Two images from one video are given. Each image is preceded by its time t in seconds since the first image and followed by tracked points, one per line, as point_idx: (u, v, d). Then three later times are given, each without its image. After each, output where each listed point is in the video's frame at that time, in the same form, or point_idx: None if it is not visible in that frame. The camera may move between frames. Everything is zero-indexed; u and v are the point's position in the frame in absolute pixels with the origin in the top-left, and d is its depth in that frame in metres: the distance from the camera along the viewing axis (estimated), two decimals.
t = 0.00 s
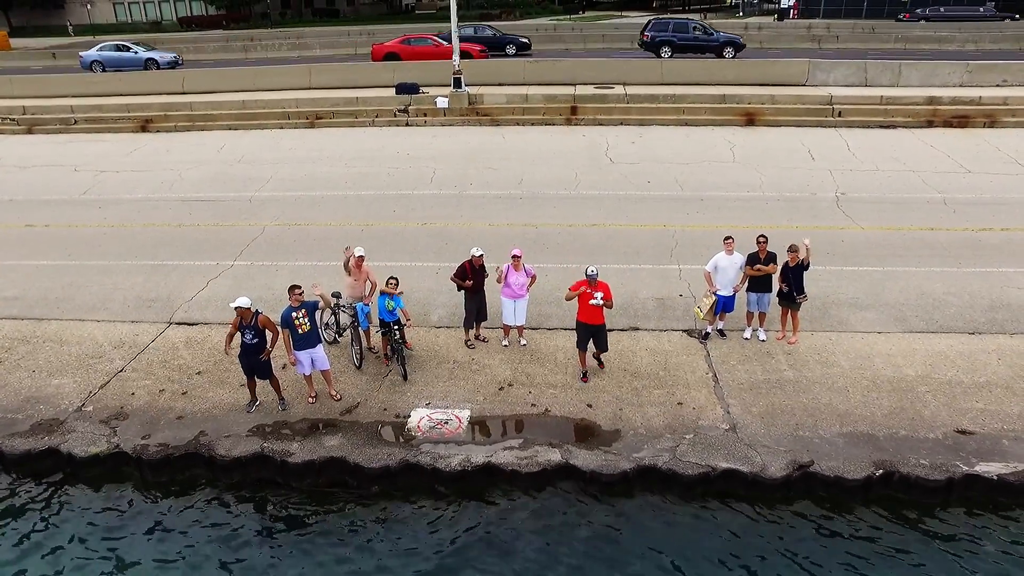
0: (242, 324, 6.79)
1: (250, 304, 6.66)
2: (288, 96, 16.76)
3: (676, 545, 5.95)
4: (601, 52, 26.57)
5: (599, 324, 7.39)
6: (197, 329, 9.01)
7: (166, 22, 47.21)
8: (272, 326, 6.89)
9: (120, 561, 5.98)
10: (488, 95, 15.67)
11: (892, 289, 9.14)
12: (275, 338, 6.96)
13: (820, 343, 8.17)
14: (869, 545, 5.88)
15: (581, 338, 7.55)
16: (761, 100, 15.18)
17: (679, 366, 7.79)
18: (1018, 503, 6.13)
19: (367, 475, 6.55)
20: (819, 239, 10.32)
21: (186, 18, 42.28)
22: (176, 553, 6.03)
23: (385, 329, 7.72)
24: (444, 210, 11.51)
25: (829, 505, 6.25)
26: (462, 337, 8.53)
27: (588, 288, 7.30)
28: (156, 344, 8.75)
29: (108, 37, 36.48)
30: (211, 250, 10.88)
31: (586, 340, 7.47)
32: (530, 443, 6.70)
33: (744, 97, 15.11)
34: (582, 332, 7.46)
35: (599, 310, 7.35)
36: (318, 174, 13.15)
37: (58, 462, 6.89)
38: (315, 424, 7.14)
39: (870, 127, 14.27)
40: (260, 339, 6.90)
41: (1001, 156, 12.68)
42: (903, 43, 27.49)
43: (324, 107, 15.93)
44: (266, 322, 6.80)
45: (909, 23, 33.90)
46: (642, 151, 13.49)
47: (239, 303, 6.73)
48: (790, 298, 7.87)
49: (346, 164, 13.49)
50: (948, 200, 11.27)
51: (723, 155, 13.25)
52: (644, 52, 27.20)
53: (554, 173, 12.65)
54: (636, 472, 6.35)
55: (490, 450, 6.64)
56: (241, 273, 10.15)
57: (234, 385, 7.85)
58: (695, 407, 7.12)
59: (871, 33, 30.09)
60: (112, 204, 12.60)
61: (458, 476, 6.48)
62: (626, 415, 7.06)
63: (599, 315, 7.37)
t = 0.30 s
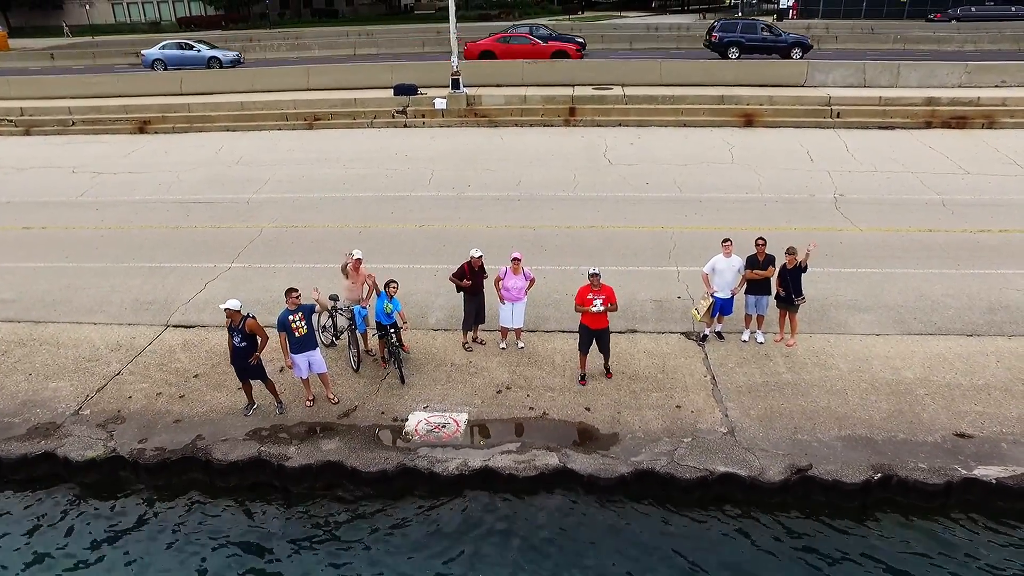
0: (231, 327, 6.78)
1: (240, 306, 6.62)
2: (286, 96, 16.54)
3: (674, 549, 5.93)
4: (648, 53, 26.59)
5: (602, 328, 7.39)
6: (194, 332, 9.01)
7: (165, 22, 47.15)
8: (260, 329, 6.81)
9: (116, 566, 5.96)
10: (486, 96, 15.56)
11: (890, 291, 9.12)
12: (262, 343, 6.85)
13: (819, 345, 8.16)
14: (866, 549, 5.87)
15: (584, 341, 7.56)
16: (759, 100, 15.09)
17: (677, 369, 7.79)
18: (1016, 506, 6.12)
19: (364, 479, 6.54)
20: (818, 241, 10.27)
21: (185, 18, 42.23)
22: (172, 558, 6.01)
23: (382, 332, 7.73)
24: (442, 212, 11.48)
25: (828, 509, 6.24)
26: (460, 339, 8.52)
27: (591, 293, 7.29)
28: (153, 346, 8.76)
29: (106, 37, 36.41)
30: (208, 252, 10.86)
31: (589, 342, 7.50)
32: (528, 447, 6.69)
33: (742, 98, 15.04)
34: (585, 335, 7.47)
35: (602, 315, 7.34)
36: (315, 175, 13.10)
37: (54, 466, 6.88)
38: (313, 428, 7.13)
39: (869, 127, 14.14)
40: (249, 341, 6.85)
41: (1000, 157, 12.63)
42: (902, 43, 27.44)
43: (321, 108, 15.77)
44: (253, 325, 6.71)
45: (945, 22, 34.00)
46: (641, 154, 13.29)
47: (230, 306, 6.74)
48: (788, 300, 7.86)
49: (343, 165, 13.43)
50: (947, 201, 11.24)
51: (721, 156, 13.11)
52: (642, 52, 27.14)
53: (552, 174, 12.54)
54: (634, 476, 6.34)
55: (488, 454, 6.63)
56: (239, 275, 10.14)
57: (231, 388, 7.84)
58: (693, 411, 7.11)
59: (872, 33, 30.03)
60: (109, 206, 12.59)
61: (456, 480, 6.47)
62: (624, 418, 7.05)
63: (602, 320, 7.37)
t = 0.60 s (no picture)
0: (218, 329, 6.75)
1: (224, 311, 6.57)
2: (285, 97, 16.43)
3: (671, 554, 5.91)
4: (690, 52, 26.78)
5: (607, 330, 7.37)
6: (191, 335, 9.00)
7: (164, 22, 47.10)
8: (244, 335, 6.76)
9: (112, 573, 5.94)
10: (485, 98, 15.50)
11: (890, 294, 9.10)
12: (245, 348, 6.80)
13: (818, 348, 8.14)
14: (864, 555, 5.87)
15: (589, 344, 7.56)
16: (759, 101, 15.05)
17: (676, 372, 7.77)
18: (1016, 510, 6.10)
19: (361, 483, 6.52)
20: (818, 243, 10.24)
21: (183, 19, 42.19)
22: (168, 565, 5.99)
23: (379, 335, 7.73)
24: (440, 213, 11.44)
25: (827, 513, 6.22)
26: (458, 342, 8.51)
27: (597, 297, 7.33)
28: (151, 350, 8.75)
29: (105, 37, 36.34)
30: (206, 254, 10.82)
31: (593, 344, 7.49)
32: (526, 451, 6.66)
33: (742, 100, 14.98)
34: (590, 337, 7.45)
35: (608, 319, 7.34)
36: (313, 176, 13.05)
37: (50, 470, 6.85)
38: (310, 432, 7.10)
39: (868, 129, 14.09)
40: (233, 346, 6.80)
41: (999, 158, 12.60)
42: (901, 43, 27.41)
43: (319, 109, 15.68)
44: (236, 331, 6.64)
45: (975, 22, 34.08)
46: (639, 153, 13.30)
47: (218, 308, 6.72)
48: (786, 303, 7.84)
49: (341, 166, 13.37)
50: (946, 203, 11.22)
51: (719, 157, 13.05)
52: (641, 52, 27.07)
53: (551, 175, 12.50)
54: (632, 480, 6.31)
55: (486, 458, 6.60)
56: (236, 278, 10.11)
57: (228, 392, 7.82)
58: (692, 414, 7.08)
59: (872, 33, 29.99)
60: (106, 208, 12.56)
61: (454, 485, 6.44)
62: (622, 422, 7.03)
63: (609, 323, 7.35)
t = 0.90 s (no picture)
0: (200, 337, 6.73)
1: (204, 320, 6.53)
2: (284, 99, 16.36)
3: (670, 561, 5.89)
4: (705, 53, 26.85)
5: (608, 331, 7.48)
6: (190, 338, 8.98)
7: (164, 22, 47.07)
8: (226, 343, 6.72)
9: None
10: (484, 99, 15.44)
11: (890, 296, 9.07)
12: (227, 357, 6.77)
13: (818, 351, 8.10)
14: (864, 561, 5.84)
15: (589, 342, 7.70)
16: (758, 103, 14.97)
17: (675, 376, 7.74)
18: (1016, 516, 6.08)
19: (359, 488, 6.49)
20: (817, 245, 10.19)
21: (183, 19, 42.15)
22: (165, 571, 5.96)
23: (378, 339, 7.71)
24: (438, 215, 11.40)
25: (827, 518, 6.19)
26: (457, 345, 8.49)
27: (597, 299, 7.42)
28: (149, 353, 8.74)
29: (103, 38, 36.29)
30: (203, 257, 10.78)
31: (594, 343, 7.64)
32: (525, 456, 6.64)
33: (742, 100, 14.91)
34: (591, 337, 7.59)
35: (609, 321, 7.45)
36: (311, 177, 13.01)
37: (47, 475, 6.84)
38: (308, 436, 7.08)
39: (868, 130, 14.05)
40: (217, 353, 6.77)
41: (999, 159, 12.56)
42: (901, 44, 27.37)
43: (318, 110, 15.60)
44: (217, 339, 6.60)
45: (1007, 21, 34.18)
46: (638, 154, 13.27)
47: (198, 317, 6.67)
48: (784, 307, 7.85)
49: (339, 168, 13.31)
50: (946, 204, 11.17)
51: (719, 158, 13.00)
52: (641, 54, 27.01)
53: (550, 176, 12.46)
54: (631, 485, 6.29)
55: (484, 463, 6.58)
56: (234, 281, 10.08)
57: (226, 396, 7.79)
58: (691, 419, 7.06)
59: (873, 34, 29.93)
60: (104, 210, 12.52)
61: (452, 490, 6.42)
62: (621, 426, 7.01)
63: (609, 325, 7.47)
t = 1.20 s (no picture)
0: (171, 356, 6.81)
1: (164, 342, 6.55)
2: (275, 104, 16.28)
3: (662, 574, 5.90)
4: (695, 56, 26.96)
5: (596, 338, 7.59)
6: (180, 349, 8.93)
7: (153, 24, 46.80)
8: (190, 364, 6.69)
9: None
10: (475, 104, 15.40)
11: (880, 303, 9.12)
12: (191, 377, 6.77)
13: (808, 360, 8.15)
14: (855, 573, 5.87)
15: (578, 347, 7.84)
16: (749, 108, 14.95)
17: (667, 386, 7.76)
18: (1004, 526, 6.13)
19: (351, 503, 6.48)
20: (808, 252, 10.23)
21: (172, 21, 41.93)
22: None
23: (369, 351, 7.69)
24: (430, 223, 11.38)
25: (818, 530, 6.21)
26: (449, 356, 8.48)
27: (583, 307, 7.53)
28: (140, 366, 8.69)
29: (92, 40, 36.01)
30: (194, 265, 10.73)
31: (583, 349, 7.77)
32: (517, 469, 6.65)
33: (732, 105, 14.94)
34: (580, 344, 7.72)
35: (596, 327, 7.59)
36: (302, 184, 12.97)
37: (37, 491, 6.80)
38: (300, 450, 7.06)
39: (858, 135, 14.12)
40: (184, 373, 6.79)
41: (987, 163, 12.64)
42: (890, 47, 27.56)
43: (308, 116, 15.47)
44: (179, 361, 6.61)
45: None
46: (629, 159, 13.30)
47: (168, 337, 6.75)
48: (774, 316, 7.88)
49: (330, 174, 13.28)
50: (935, 210, 11.23)
51: (710, 163, 13.03)
52: (632, 56, 27.07)
53: (542, 183, 12.46)
54: (623, 498, 6.30)
55: (476, 477, 6.58)
56: (225, 290, 10.04)
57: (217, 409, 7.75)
58: (683, 429, 7.08)
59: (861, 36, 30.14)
60: (93, 218, 12.43)
61: (444, 504, 6.42)
62: (613, 437, 7.02)
63: (596, 331, 7.60)
